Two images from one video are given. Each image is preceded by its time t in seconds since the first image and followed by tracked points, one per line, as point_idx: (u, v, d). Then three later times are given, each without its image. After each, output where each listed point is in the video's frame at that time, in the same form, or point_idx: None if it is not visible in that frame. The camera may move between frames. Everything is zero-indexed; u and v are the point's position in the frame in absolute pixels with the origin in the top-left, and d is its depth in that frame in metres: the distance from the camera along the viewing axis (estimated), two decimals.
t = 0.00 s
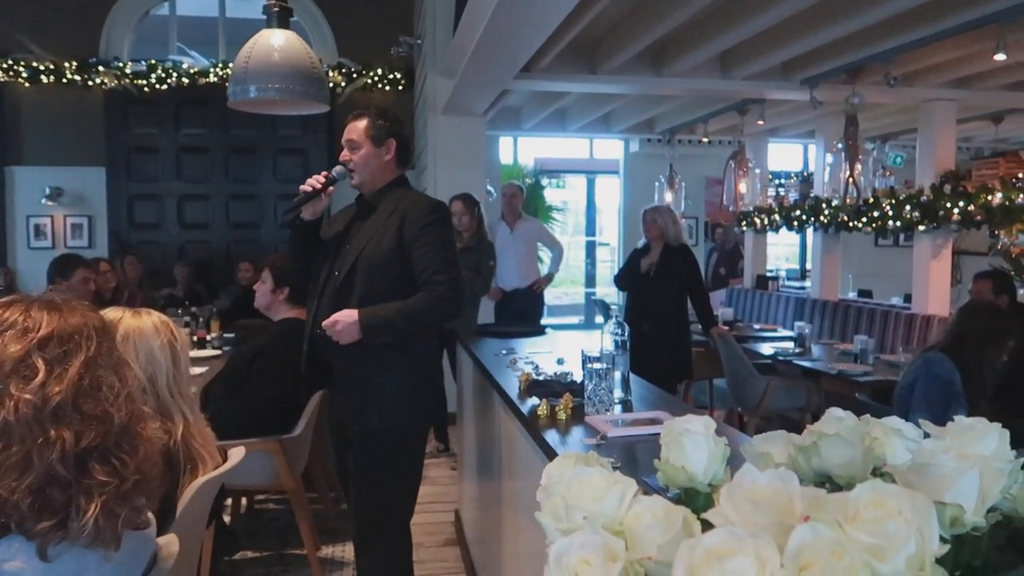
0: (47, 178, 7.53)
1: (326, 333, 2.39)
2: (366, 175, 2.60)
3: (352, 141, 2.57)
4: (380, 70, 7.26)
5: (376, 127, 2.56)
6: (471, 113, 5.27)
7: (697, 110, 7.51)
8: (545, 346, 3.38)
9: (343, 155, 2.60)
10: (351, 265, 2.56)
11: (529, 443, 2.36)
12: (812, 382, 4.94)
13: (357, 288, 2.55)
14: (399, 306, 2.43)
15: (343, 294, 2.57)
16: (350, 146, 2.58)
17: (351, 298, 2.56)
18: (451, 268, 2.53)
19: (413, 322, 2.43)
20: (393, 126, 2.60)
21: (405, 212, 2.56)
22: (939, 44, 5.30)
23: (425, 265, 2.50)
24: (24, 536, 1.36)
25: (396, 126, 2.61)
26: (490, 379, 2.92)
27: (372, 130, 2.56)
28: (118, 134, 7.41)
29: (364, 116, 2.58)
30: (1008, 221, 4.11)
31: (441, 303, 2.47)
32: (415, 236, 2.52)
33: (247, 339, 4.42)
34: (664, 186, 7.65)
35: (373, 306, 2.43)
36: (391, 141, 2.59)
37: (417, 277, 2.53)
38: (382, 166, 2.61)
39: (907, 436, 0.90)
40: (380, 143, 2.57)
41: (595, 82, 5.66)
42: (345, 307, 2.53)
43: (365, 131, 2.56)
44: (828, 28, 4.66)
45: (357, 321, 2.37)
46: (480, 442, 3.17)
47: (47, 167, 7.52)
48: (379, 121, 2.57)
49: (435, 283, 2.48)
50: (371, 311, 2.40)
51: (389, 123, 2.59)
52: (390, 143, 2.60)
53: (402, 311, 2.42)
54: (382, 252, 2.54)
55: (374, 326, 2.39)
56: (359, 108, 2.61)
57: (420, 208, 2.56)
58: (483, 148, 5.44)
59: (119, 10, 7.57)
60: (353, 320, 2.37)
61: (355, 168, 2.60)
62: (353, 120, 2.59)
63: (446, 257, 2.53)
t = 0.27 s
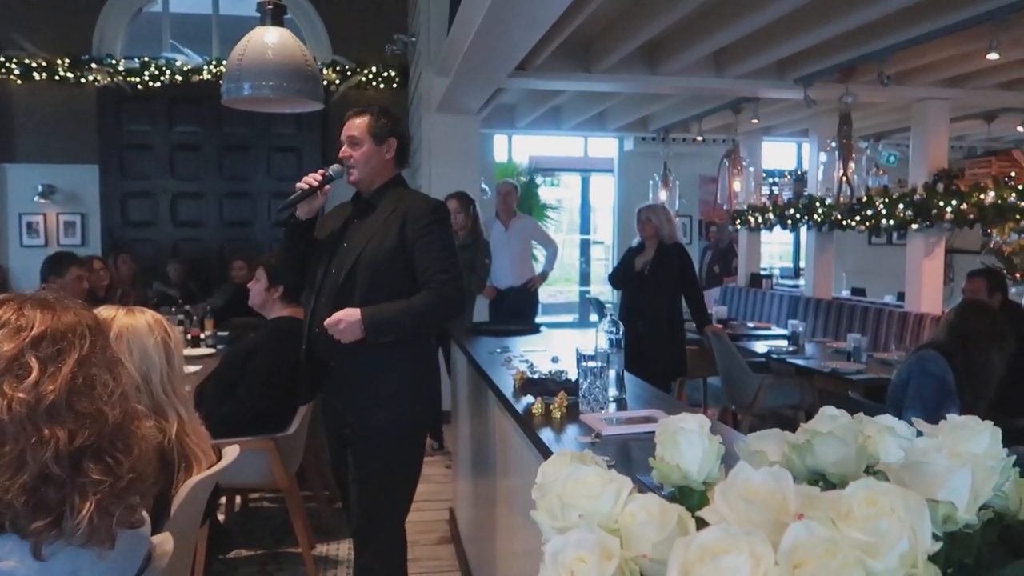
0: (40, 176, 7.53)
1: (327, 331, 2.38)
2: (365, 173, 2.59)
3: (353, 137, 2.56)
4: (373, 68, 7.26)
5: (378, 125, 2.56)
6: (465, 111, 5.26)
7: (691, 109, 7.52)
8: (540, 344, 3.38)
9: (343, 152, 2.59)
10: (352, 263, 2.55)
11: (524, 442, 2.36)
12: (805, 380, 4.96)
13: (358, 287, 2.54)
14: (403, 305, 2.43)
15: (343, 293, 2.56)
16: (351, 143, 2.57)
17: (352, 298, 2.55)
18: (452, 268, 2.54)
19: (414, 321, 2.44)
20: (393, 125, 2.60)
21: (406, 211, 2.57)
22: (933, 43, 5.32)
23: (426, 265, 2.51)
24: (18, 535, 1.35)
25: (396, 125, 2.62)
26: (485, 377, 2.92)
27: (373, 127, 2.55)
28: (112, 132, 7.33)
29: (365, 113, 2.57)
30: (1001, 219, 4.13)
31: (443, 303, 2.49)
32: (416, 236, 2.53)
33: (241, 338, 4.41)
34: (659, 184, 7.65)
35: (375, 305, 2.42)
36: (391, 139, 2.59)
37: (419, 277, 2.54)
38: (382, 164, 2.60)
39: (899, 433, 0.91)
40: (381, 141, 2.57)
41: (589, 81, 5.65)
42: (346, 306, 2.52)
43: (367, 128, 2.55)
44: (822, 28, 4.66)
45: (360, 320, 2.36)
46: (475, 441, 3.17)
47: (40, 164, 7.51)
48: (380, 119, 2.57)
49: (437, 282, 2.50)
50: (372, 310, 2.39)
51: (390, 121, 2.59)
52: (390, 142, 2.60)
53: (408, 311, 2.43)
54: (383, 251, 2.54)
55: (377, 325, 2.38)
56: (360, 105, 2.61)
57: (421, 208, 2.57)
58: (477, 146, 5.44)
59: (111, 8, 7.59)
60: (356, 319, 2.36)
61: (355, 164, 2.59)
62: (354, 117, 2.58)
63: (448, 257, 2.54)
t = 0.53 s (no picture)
0: (33, 175, 7.49)
1: (326, 330, 2.37)
2: (364, 171, 2.58)
3: (353, 135, 2.55)
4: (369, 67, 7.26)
5: (379, 124, 2.55)
6: (460, 110, 5.26)
7: (686, 108, 7.53)
8: (535, 343, 3.38)
9: (343, 149, 2.58)
10: (350, 262, 2.55)
11: (520, 441, 2.36)
12: (800, 378, 4.97)
13: (357, 286, 2.54)
14: (402, 303, 2.43)
15: (342, 292, 2.56)
16: (351, 140, 2.56)
17: (350, 297, 2.55)
18: (451, 267, 2.54)
19: (413, 319, 2.43)
20: (393, 124, 2.59)
21: (405, 210, 2.57)
22: (926, 42, 5.34)
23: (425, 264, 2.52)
24: (13, 536, 1.35)
25: (398, 125, 2.61)
26: (481, 376, 2.91)
27: (374, 126, 2.54)
28: (106, 131, 7.32)
29: (366, 112, 2.56)
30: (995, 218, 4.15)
31: (442, 302, 2.49)
32: (415, 235, 2.53)
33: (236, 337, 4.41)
34: (654, 183, 7.66)
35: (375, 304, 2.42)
36: (392, 139, 2.58)
37: (417, 276, 2.54)
38: (381, 162, 2.59)
39: (894, 432, 0.91)
40: (382, 141, 2.56)
41: (584, 80, 5.66)
42: (345, 304, 2.52)
43: (368, 127, 2.54)
44: (816, 28, 4.68)
45: (359, 318, 2.36)
46: (471, 440, 3.17)
47: (33, 162, 7.48)
48: (382, 118, 2.56)
49: (435, 281, 2.50)
50: (372, 309, 2.39)
51: (391, 121, 2.58)
52: (391, 142, 2.59)
53: (408, 309, 2.43)
54: (382, 249, 2.53)
55: (377, 322, 2.38)
56: (362, 103, 2.60)
57: (420, 207, 2.57)
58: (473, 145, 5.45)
59: (105, 5, 7.56)
60: (355, 317, 2.35)
61: (354, 161, 2.57)
62: (355, 115, 2.57)
63: (447, 256, 2.55)
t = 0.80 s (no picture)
0: (27, 174, 7.46)
1: (323, 329, 2.37)
2: (364, 170, 2.58)
3: (353, 134, 2.54)
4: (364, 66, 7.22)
5: (381, 123, 2.55)
6: (456, 109, 5.26)
7: (681, 107, 7.54)
8: (532, 342, 3.39)
9: (343, 147, 2.57)
10: (348, 261, 2.54)
11: (518, 440, 2.36)
12: (796, 377, 4.99)
13: (355, 286, 2.53)
14: (401, 303, 2.43)
15: (339, 292, 2.55)
16: (351, 139, 2.55)
17: (348, 297, 2.54)
18: (449, 266, 2.54)
19: (411, 319, 2.43)
20: (394, 124, 2.59)
21: (404, 210, 2.56)
22: (921, 42, 5.35)
23: (423, 264, 2.51)
24: (9, 537, 1.34)
25: (398, 125, 2.60)
26: (478, 376, 2.91)
27: (375, 126, 2.54)
28: (101, 129, 7.31)
29: (367, 111, 2.56)
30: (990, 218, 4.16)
31: (440, 302, 2.49)
32: (414, 235, 2.53)
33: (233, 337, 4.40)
34: (650, 182, 7.66)
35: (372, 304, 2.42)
36: (392, 139, 2.58)
37: (416, 276, 2.54)
38: (381, 162, 2.59)
39: (893, 432, 0.91)
40: (382, 140, 2.56)
41: (580, 79, 5.67)
42: (342, 304, 2.52)
43: (368, 126, 2.53)
44: (812, 27, 4.69)
45: (356, 318, 2.36)
46: (468, 440, 3.17)
47: (28, 161, 7.45)
48: (383, 118, 2.55)
49: (434, 281, 2.50)
50: (369, 309, 2.39)
51: (392, 121, 2.58)
52: (392, 142, 2.59)
53: (406, 309, 2.43)
54: (380, 249, 2.53)
55: (374, 323, 2.38)
56: (364, 102, 2.59)
57: (419, 207, 2.56)
58: (469, 144, 5.45)
59: (100, 3, 7.53)
60: (352, 316, 2.35)
61: (355, 160, 2.57)
62: (356, 114, 2.56)
63: (445, 256, 2.55)
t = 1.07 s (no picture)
0: (32, 173, 7.47)
1: (328, 329, 2.38)
2: (366, 169, 2.58)
3: (356, 133, 2.54)
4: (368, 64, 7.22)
5: (384, 122, 2.55)
6: (460, 108, 5.27)
7: (685, 106, 7.53)
8: (536, 341, 3.39)
9: (345, 146, 2.57)
10: (352, 261, 2.54)
11: (522, 439, 2.36)
12: (799, 376, 4.98)
13: (358, 286, 2.54)
14: (404, 303, 2.43)
15: (343, 292, 2.56)
16: (354, 138, 2.55)
17: (352, 297, 2.55)
18: (453, 266, 2.54)
19: (414, 318, 2.43)
20: (397, 123, 2.59)
21: (407, 210, 2.56)
22: (925, 39, 5.33)
23: (427, 263, 2.51)
24: (15, 536, 1.35)
25: (401, 124, 2.60)
26: (482, 375, 2.91)
27: (377, 125, 2.54)
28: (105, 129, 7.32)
29: (370, 110, 2.56)
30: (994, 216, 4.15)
31: (444, 301, 2.49)
32: (417, 234, 2.53)
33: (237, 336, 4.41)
34: (653, 180, 7.66)
35: (376, 304, 2.42)
36: (395, 137, 2.58)
37: (419, 276, 2.54)
38: (384, 161, 2.59)
39: (899, 431, 0.91)
40: (385, 139, 2.56)
41: (584, 77, 5.66)
42: (346, 304, 2.52)
43: (371, 126, 2.53)
44: (816, 25, 4.68)
45: (360, 317, 2.36)
46: (472, 439, 3.17)
47: (32, 161, 7.46)
48: (385, 117, 2.55)
49: (438, 281, 2.50)
50: (373, 308, 2.39)
51: (394, 120, 2.58)
52: (395, 141, 2.59)
53: (409, 308, 2.43)
54: (383, 249, 2.53)
55: (378, 323, 2.38)
56: (367, 101, 2.59)
57: (422, 206, 2.56)
58: (472, 143, 5.45)
59: (103, 3, 7.53)
60: (357, 316, 2.36)
61: (357, 159, 2.57)
62: (359, 113, 2.56)
63: (449, 256, 2.54)
